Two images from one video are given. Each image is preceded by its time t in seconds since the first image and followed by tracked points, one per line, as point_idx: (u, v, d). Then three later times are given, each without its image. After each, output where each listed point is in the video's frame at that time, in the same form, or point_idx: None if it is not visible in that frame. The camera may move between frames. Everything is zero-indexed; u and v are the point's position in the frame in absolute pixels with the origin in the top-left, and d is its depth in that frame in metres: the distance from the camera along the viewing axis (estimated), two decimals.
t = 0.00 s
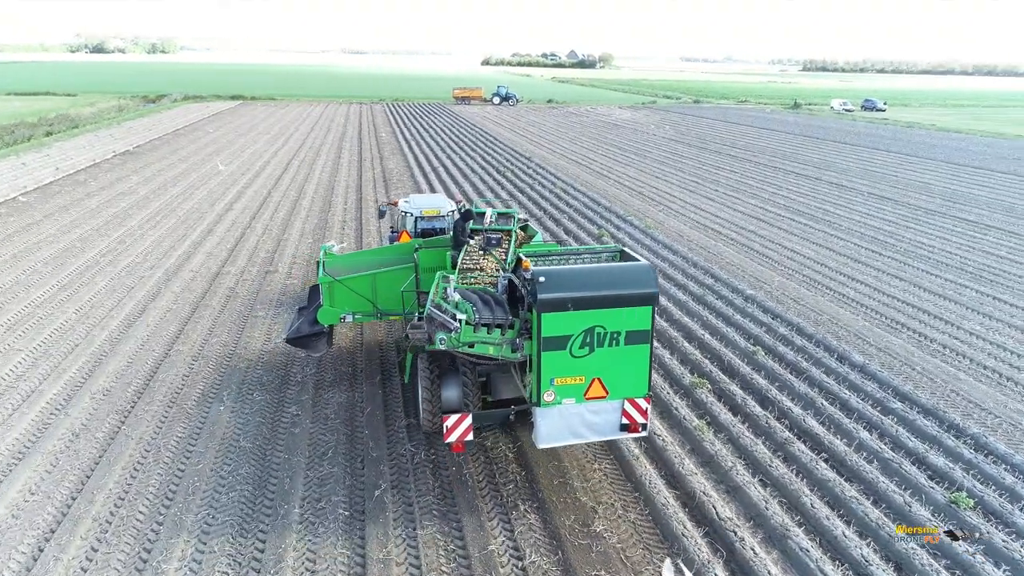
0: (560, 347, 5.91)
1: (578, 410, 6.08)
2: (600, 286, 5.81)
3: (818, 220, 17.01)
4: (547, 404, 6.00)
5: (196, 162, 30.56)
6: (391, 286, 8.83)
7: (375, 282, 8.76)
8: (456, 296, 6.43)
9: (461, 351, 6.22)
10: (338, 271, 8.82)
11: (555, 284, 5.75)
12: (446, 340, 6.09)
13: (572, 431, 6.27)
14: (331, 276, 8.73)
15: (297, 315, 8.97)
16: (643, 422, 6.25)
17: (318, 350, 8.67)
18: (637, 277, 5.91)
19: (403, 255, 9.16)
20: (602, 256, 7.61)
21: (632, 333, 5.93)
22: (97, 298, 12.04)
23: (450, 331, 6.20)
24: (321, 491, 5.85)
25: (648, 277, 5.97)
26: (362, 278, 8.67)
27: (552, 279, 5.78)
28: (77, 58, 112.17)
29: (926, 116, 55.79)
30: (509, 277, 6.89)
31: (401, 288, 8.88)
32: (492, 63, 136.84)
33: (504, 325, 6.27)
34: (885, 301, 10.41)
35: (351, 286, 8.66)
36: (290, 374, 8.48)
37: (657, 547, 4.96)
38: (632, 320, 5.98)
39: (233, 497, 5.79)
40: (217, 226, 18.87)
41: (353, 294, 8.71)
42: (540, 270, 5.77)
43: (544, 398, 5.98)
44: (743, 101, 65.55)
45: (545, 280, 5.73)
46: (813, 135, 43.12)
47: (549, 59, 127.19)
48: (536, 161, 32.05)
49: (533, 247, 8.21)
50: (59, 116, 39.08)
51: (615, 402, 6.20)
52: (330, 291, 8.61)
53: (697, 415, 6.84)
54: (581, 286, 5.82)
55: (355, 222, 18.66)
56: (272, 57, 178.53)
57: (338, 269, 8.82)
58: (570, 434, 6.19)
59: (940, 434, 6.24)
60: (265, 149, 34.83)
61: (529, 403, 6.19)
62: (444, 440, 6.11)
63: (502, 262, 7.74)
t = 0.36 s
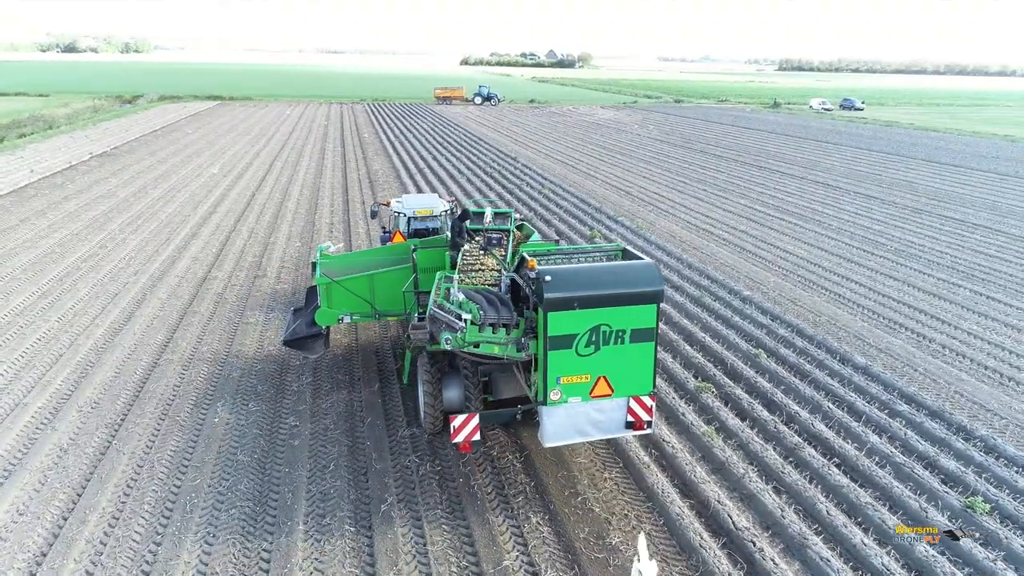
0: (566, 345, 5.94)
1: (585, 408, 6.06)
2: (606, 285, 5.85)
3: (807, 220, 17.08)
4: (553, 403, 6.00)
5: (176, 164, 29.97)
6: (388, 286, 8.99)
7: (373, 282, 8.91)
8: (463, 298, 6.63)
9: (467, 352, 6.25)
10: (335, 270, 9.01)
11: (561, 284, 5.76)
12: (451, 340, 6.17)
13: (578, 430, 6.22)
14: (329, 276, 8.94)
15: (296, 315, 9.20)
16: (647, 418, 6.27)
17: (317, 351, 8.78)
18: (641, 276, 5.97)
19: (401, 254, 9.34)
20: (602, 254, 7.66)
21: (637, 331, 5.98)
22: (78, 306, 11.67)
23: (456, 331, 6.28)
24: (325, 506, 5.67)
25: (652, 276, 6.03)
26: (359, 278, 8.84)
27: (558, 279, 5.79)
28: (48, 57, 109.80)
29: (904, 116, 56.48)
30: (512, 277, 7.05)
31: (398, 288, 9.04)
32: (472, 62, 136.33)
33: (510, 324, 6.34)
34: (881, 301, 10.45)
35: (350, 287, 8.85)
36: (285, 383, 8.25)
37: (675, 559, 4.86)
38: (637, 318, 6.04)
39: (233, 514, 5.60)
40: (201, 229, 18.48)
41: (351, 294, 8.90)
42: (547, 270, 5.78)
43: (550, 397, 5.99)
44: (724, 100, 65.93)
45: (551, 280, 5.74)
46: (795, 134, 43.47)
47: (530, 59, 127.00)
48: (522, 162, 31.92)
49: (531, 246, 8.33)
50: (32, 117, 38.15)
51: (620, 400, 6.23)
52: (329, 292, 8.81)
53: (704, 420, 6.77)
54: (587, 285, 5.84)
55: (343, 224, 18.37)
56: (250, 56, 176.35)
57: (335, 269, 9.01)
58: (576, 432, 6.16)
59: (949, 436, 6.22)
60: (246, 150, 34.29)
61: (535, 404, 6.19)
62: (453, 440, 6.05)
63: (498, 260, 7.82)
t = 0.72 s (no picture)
0: (576, 344, 6.02)
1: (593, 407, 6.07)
2: (616, 284, 5.94)
3: (801, 220, 17.12)
4: (563, 402, 6.09)
5: (161, 165, 29.49)
6: (390, 287, 9.00)
7: (373, 283, 8.90)
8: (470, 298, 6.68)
9: (476, 351, 6.37)
10: (335, 270, 9.33)
11: (571, 283, 5.84)
12: (461, 339, 6.32)
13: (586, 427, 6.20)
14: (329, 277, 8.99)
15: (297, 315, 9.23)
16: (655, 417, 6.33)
17: (318, 352, 8.79)
18: (651, 274, 6.07)
19: (399, 256, 9.76)
20: (609, 253, 7.72)
21: (646, 328, 6.10)
22: (66, 313, 11.36)
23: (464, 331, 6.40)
24: (333, 523, 5.51)
25: (661, 274, 6.11)
26: (360, 278, 8.79)
27: (568, 279, 5.88)
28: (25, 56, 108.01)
29: (888, 115, 56.94)
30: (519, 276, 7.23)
31: (398, 288, 9.01)
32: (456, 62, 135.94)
33: (518, 324, 6.43)
34: (883, 302, 10.45)
35: (350, 287, 8.85)
36: (285, 392, 8.07)
37: (696, 571, 4.77)
38: (646, 316, 6.13)
39: (238, 531, 5.45)
40: (188, 232, 18.14)
41: (352, 295, 8.89)
42: (556, 268, 5.88)
43: (560, 395, 6.07)
44: (711, 100, 66.13)
45: (561, 278, 5.84)
46: (781, 134, 43.71)
47: (515, 58, 126.80)
48: (511, 162, 31.78)
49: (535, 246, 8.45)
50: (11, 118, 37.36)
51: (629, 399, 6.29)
52: (330, 292, 8.78)
53: (716, 426, 6.69)
54: (597, 284, 5.93)
55: (335, 227, 18.12)
56: (233, 56, 174.56)
57: (336, 269, 9.32)
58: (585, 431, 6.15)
59: (962, 439, 6.18)
60: (232, 151, 33.82)
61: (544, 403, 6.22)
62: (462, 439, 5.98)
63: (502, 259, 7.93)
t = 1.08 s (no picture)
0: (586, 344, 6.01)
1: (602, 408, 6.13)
2: (627, 283, 5.94)
3: (794, 220, 17.17)
4: (572, 401, 6.12)
5: (143, 167, 28.95)
6: (390, 287, 9.24)
7: (374, 282, 9.14)
8: (480, 301, 6.66)
9: (485, 351, 6.31)
10: (336, 271, 9.65)
11: (582, 282, 5.83)
12: (470, 339, 6.25)
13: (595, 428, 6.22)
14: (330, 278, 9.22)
15: (295, 315, 9.40)
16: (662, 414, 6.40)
17: (318, 354, 8.98)
18: (662, 273, 6.09)
19: (398, 256, 10.12)
20: (613, 252, 7.70)
21: (655, 327, 6.13)
22: (51, 322, 11.01)
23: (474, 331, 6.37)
24: (345, 540, 5.35)
25: (671, 273, 6.12)
26: (360, 278, 9.03)
27: (579, 277, 5.87)
28: None
29: (868, 114, 57.53)
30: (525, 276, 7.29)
31: (398, 288, 9.24)
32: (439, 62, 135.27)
33: (528, 323, 6.35)
34: (882, 302, 10.46)
35: (351, 287, 9.08)
36: (285, 402, 7.86)
37: None
38: (656, 315, 6.15)
39: (245, 551, 5.26)
40: (175, 236, 17.76)
41: (353, 294, 9.12)
42: (567, 268, 5.88)
43: (569, 395, 6.10)
44: (695, 100, 66.40)
45: (572, 278, 5.83)
46: (766, 133, 43.99)
47: (498, 58, 126.42)
48: (500, 163, 31.63)
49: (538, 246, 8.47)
50: None
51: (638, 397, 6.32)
52: (331, 292, 9.02)
53: (728, 432, 6.60)
54: (607, 284, 5.93)
55: (326, 229, 17.85)
56: (212, 55, 172.37)
57: (336, 270, 9.64)
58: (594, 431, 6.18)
59: (976, 443, 6.15)
60: (216, 152, 33.30)
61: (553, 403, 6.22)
62: (473, 440, 6.17)
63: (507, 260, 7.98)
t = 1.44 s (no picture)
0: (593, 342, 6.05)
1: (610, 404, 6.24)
2: (633, 281, 6.00)
3: (786, 220, 17.22)
4: (579, 399, 6.15)
5: (123, 169, 28.34)
6: (389, 287, 9.10)
7: (373, 283, 9.00)
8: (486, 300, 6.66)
9: (492, 350, 6.37)
10: (331, 271, 9.66)
11: (590, 280, 5.89)
12: (477, 338, 6.30)
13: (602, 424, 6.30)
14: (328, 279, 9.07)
15: (293, 314, 9.23)
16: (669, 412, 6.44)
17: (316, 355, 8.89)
18: (666, 272, 6.17)
19: (393, 256, 10.15)
20: (616, 250, 7.65)
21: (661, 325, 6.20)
22: (34, 331, 10.64)
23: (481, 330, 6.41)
24: (356, 557, 5.20)
25: (675, 272, 6.21)
26: (359, 278, 8.90)
27: (586, 276, 5.96)
28: None
29: (848, 113, 58.15)
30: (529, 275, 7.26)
31: (397, 288, 9.12)
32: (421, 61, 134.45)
33: (534, 322, 6.38)
34: (880, 303, 10.48)
35: (350, 287, 8.95)
36: (284, 411, 7.67)
37: None
38: (661, 313, 6.20)
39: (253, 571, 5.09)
40: (159, 240, 17.35)
41: (353, 295, 8.99)
42: (574, 267, 5.94)
43: (577, 393, 6.13)
44: (677, 100, 66.72)
45: (579, 277, 5.88)
46: (749, 133, 44.27)
47: (479, 58, 126.04)
48: (487, 163, 31.46)
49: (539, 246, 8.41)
50: None
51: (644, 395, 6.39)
52: (329, 293, 8.88)
53: (739, 437, 6.53)
54: (614, 282, 5.99)
55: (315, 232, 17.57)
56: (190, 55, 169.92)
57: (332, 271, 9.64)
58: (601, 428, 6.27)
59: (987, 444, 6.14)
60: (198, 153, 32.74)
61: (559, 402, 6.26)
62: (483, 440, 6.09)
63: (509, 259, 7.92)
